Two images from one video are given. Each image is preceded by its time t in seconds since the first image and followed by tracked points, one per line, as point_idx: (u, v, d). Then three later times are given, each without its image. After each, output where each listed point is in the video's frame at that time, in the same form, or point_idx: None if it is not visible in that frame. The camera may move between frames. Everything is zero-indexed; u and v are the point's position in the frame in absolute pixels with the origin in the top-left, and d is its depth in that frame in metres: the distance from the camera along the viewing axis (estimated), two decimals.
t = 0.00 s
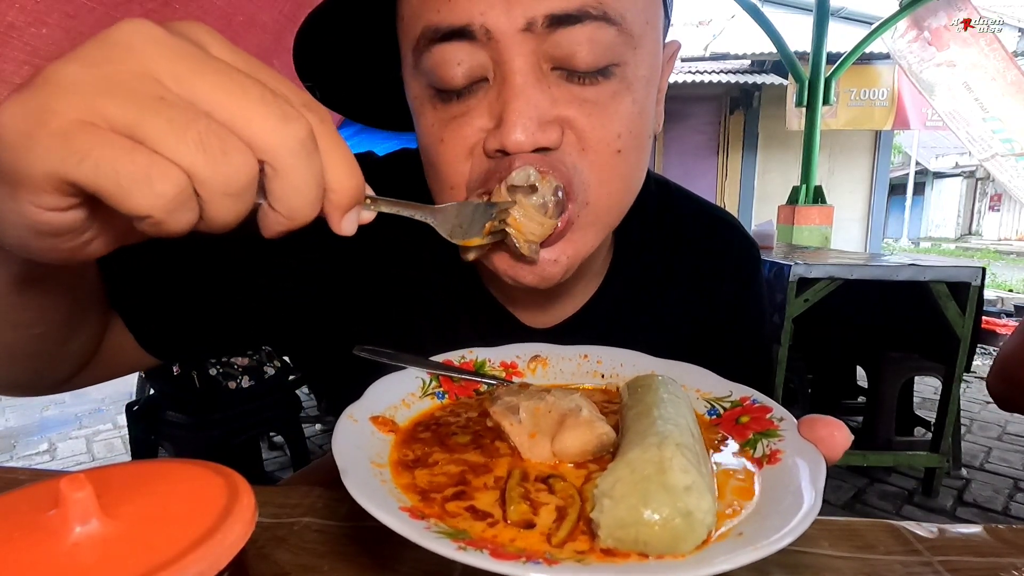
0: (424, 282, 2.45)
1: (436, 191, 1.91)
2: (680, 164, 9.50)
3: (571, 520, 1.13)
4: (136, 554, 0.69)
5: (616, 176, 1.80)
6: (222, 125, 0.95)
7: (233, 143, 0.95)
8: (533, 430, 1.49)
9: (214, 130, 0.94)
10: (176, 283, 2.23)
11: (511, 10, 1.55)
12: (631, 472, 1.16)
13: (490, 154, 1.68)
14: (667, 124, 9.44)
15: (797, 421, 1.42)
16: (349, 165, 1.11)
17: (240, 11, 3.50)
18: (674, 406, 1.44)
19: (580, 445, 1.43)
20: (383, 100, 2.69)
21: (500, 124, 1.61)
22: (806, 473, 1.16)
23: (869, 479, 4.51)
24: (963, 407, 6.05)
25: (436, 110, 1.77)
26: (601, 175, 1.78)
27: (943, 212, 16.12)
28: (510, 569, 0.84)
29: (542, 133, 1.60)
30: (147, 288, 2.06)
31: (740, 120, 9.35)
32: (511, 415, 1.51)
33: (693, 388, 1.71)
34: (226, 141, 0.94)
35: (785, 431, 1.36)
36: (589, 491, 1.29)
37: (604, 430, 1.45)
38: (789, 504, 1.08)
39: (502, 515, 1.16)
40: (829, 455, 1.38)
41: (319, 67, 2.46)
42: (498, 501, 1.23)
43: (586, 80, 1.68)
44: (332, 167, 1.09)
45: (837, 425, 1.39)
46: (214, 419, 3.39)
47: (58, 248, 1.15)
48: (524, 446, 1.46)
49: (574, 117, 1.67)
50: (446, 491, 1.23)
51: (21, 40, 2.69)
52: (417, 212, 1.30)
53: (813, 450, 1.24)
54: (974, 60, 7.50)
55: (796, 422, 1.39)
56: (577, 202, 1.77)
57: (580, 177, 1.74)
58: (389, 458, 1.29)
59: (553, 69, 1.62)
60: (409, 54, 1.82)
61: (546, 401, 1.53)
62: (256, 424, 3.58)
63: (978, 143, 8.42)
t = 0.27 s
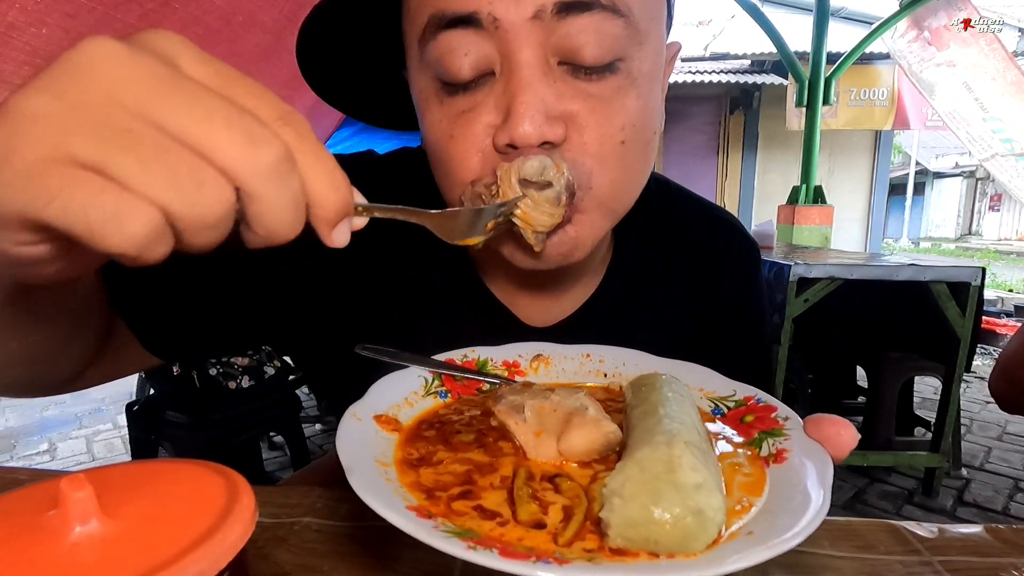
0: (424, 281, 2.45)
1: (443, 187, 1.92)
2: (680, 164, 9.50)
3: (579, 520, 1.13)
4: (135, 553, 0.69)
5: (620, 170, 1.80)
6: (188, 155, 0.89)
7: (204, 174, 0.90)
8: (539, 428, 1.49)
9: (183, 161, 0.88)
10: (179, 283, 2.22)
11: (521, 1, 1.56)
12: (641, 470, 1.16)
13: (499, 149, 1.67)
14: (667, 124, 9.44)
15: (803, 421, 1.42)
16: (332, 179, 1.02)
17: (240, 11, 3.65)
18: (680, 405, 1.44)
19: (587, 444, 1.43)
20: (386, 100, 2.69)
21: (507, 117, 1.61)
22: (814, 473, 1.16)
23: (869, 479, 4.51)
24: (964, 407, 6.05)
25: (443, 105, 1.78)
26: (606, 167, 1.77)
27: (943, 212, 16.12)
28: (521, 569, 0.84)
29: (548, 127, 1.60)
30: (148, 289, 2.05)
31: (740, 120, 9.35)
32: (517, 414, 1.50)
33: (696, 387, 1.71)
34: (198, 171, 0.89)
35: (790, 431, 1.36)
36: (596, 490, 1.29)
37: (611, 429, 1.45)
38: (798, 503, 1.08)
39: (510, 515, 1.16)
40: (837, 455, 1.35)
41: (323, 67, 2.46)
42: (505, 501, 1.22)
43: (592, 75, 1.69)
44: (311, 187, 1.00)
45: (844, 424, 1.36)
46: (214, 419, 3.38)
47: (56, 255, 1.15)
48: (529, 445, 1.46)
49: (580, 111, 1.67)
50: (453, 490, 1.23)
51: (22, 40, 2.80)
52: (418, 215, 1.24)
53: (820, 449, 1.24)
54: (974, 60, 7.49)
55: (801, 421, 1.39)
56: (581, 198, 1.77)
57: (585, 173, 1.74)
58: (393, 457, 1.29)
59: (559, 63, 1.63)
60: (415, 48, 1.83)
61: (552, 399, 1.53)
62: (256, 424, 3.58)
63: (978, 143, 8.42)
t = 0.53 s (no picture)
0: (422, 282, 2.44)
1: (454, 189, 1.90)
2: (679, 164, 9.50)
3: (589, 520, 1.13)
4: (135, 554, 0.69)
5: (631, 171, 1.80)
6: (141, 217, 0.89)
7: (154, 235, 0.88)
8: (545, 429, 1.49)
9: (131, 224, 0.88)
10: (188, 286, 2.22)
11: (538, 6, 1.57)
12: (652, 470, 1.16)
13: (518, 150, 1.66)
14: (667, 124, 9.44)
15: (808, 420, 1.43)
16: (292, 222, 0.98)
17: (240, 12, 3.77)
18: (685, 404, 1.44)
19: (594, 444, 1.44)
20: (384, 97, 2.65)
21: (526, 118, 1.61)
22: (822, 472, 1.17)
23: (869, 479, 4.51)
24: (964, 407, 6.05)
25: (457, 105, 1.76)
26: (620, 169, 1.77)
27: (944, 212, 16.12)
28: (534, 570, 0.84)
29: (568, 127, 1.61)
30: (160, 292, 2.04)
31: (740, 120, 9.35)
32: (521, 416, 1.53)
33: (700, 386, 1.71)
34: (147, 231, 0.88)
35: (795, 430, 1.36)
36: (605, 491, 1.29)
37: (618, 429, 1.45)
38: (809, 503, 1.08)
39: (520, 516, 1.15)
40: (843, 453, 1.38)
41: (326, 67, 2.46)
42: (512, 501, 1.22)
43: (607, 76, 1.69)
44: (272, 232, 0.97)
45: (848, 423, 1.38)
46: (214, 419, 3.38)
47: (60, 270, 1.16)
48: (535, 445, 1.46)
49: (594, 111, 1.67)
50: (460, 492, 1.23)
51: (22, 40, 2.96)
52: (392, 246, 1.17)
53: (826, 449, 1.25)
54: (974, 60, 7.49)
55: (806, 421, 1.40)
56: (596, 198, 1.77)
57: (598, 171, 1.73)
58: (399, 458, 1.29)
59: (575, 66, 1.64)
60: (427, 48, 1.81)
61: (557, 401, 1.54)
62: (256, 424, 3.58)
63: (978, 143, 8.43)
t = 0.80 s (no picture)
0: (416, 279, 2.38)
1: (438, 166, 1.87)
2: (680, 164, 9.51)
3: (591, 528, 1.13)
4: (135, 554, 0.69)
5: (625, 172, 1.80)
6: (90, 274, 0.97)
7: (102, 291, 0.97)
8: (546, 435, 1.50)
9: (81, 281, 0.96)
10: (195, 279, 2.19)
11: None
12: (655, 479, 1.16)
13: (510, 132, 1.65)
14: (667, 124, 9.45)
15: (809, 423, 1.43)
16: (247, 279, 1.03)
17: (240, 11, 3.78)
18: (686, 409, 1.44)
19: (596, 450, 1.45)
20: (389, 88, 2.69)
21: (522, 101, 1.60)
22: (824, 478, 1.17)
23: (869, 479, 4.51)
24: (964, 407, 6.06)
25: (456, 84, 1.74)
26: (611, 170, 1.77)
27: (944, 212, 16.12)
28: None
29: (563, 116, 1.61)
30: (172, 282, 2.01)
31: (740, 120, 9.35)
32: (522, 420, 1.52)
33: (700, 388, 1.71)
34: (92, 291, 0.96)
35: (796, 433, 1.37)
36: (606, 498, 1.29)
37: (619, 435, 1.46)
38: (812, 509, 1.08)
39: (521, 525, 1.15)
40: (845, 457, 1.36)
41: (338, 51, 2.50)
42: (513, 511, 1.22)
43: (607, 74, 1.69)
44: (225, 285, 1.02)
45: (851, 426, 1.37)
46: (213, 419, 3.39)
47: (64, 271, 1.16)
48: (536, 451, 1.46)
49: (591, 108, 1.68)
50: (461, 500, 1.23)
51: (22, 40, 2.95)
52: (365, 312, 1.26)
53: (829, 452, 1.25)
54: (974, 60, 7.49)
55: (807, 423, 1.40)
56: (586, 195, 1.77)
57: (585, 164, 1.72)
58: (398, 467, 1.29)
59: (577, 59, 1.63)
60: (433, 28, 1.81)
61: (557, 404, 1.55)
62: (256, 424, 3.58)
63: (978, 143, 8.43)
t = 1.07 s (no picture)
0: (415, 278, 2.39)
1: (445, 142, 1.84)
2: (680, 164, 9.51)
3: (594, 530, 1.13)
4: (135, 554, 0.69)
5: (625, 161, 1.80)
6: (90, 278, 1.06)
7: (93, 292, 1.05)
8: (547, 436, 1.50)
9: (75, 283, 1.05)
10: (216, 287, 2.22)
11: None
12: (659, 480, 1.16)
13: (521, 111, 1.63)
14: (667, 124, 9.45)
15: (811, 424, 1.43)
16: (233, 285, 1.08)
17: (240, 11, 3.78)
18: (688, 409, 1.44)
19: (599, 451, 1.46)
20: (399, 74, 2.71)
21: (536, 80, 1.60)
22: (827, 480, 1.17)
23: (869, 479, 4.51)
24: (964, 407, 6.06)
25: (473, 60, 1.72)
26: (612, 159, 1.76)
27: (944, 212, 16.12)
28: None
29: (574, 97, 1.60)
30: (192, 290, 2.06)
31: (740, 120, 9.35)
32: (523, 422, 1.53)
33: (700, 389, 1.71)
34: (90, 292, 1.05)
35: (799, 435, 1.37)
36: (608, 499, 1.30)
37: (623, 436, 1.47)
38: (816, 511, 1.08)
39: (524, 527, 1.14)
40: (847, 459, 1.33)
41: (360, 38, 2.51)
42: (515, 512, 1.21)
43: (619, 63, 1.71)
44: (212, 290, 1.07)
45: (855, 429, 1.34)
46: (213, 418, 3.39)
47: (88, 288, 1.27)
48: (538, 452, 1.47)
49: (599, 95, 1.67)
50: (463, 502, 1.23)
51: (22, 40, 2.94)
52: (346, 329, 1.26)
53: (832, 454, 1.25)
54: (974, 61, 7.45)
55: (809, 425, 1.40)
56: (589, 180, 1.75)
57: (589, 147, 1.70)
58: (400, 468, 1.29)
59: (592, 45, 1.64)
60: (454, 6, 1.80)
61: (559, 406, 1.57)
62: (257, 424, 3.59)
63: (978, 143, 8.43)
